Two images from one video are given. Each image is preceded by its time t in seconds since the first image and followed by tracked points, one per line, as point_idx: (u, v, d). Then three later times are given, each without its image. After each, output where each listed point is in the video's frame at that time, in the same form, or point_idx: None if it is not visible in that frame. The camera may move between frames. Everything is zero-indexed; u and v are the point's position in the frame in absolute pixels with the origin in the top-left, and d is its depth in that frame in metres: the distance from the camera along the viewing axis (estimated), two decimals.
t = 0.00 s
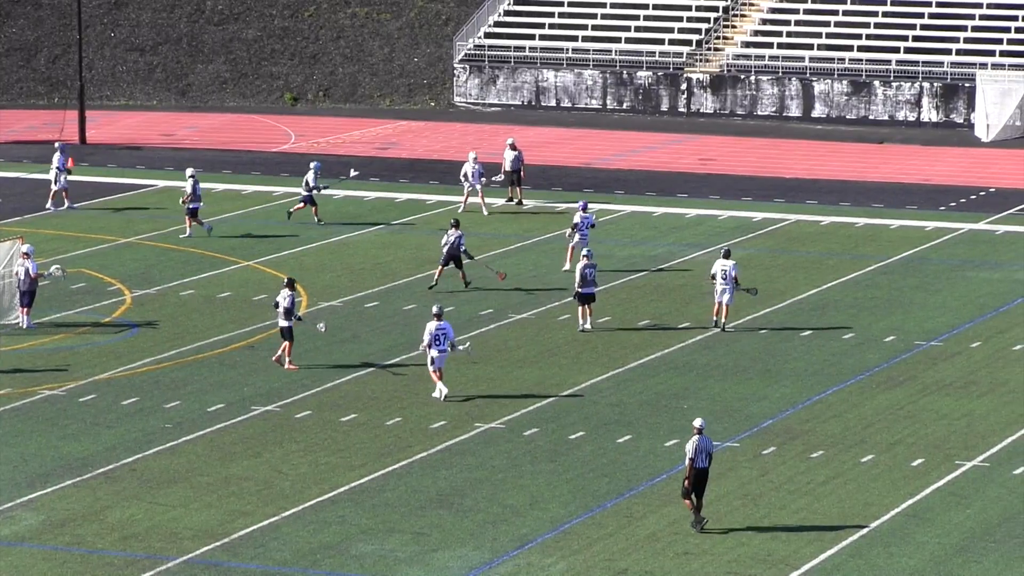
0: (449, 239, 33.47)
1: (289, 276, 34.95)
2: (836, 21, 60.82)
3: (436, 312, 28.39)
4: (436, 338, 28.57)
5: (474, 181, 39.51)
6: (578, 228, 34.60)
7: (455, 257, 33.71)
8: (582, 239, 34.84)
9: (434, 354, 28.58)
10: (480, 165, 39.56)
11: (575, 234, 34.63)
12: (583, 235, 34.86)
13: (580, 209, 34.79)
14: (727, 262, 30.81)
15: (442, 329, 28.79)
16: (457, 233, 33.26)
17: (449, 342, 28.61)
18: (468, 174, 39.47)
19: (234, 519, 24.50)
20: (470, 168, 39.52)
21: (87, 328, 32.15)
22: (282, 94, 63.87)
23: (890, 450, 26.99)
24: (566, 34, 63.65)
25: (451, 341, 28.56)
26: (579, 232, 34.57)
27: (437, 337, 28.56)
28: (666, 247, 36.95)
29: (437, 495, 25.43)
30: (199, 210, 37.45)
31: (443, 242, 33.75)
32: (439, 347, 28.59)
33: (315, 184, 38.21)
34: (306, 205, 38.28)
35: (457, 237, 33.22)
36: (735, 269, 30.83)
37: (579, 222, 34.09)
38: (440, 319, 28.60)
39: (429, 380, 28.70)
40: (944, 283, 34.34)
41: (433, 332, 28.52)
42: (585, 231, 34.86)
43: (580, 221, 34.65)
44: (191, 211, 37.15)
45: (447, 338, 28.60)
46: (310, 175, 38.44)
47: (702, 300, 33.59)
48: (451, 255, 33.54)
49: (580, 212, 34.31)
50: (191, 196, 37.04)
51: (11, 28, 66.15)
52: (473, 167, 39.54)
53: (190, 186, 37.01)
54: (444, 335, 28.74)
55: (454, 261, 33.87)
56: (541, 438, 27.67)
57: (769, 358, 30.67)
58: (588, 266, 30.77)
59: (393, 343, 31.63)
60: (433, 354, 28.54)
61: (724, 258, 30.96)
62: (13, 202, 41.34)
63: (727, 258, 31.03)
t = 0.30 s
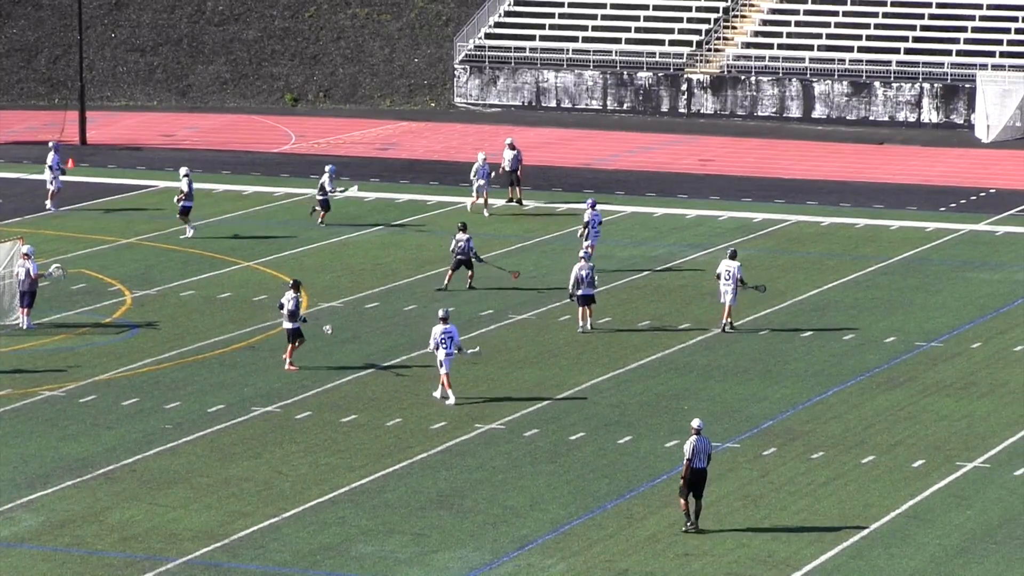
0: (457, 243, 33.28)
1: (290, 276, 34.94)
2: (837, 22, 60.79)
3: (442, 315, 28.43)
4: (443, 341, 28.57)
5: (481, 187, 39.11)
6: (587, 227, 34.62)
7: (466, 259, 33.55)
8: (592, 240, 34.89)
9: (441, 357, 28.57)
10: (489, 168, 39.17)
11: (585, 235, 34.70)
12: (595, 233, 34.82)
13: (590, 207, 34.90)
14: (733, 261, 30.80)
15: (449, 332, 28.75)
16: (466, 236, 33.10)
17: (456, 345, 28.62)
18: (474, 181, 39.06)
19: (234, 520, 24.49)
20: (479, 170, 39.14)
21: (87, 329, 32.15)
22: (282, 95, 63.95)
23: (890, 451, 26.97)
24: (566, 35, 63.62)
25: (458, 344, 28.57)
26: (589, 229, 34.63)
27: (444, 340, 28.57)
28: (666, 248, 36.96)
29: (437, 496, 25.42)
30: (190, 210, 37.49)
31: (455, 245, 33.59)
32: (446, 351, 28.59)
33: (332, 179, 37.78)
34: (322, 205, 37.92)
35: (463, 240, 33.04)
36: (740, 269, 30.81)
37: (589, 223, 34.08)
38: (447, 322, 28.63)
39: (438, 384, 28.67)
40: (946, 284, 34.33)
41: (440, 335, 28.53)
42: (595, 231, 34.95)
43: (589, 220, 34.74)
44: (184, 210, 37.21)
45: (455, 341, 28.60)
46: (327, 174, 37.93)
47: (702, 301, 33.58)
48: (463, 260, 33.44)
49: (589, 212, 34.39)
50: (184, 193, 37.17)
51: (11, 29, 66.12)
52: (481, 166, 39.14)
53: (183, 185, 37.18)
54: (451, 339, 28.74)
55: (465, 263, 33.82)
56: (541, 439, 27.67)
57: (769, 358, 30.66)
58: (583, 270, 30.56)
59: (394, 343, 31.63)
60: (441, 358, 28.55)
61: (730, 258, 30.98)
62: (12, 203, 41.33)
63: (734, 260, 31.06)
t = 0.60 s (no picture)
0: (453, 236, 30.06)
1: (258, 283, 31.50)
2: None
3: (436, 324, 25.09)
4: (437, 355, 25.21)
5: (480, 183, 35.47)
6: (607, 229, 31.11)
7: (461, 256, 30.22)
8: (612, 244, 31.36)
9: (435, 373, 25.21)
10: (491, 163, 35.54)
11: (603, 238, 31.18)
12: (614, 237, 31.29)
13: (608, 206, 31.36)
14: (764, 266, 27.27)
15: (444, 345, 25.37)
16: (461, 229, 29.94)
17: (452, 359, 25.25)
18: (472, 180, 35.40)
19: (187, 561, 21.07)
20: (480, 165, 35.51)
21: (28, 341, 28.73)
22: (250, 79, 60.90)
23: (936, 480, 23.55)
24: (568, 12, 60.01)
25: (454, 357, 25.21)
26: (608, 234, 31.12)
27: (438, 354, 25.20)
28: (677, 250, 33.51)
29: (420, 532, 22.00)
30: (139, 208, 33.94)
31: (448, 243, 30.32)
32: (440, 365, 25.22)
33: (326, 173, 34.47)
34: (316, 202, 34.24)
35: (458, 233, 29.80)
36: (771, 276, 27.25)
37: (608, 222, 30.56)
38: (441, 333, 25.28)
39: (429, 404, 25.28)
40: (994, 290, 30.91)
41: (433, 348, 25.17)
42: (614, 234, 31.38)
43: (608, 220, 31.22)
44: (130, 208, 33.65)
45: (450, 354, 25.24)
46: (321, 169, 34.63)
47: (718, 309, 30.15)
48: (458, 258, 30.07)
49: (608, 212, 30.74)
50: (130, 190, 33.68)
51: None
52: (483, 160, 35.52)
53: (128, 180, 33.70)
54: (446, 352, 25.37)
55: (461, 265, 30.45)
56: (539, 467, 24.25)
57: (797, 375, 27.21)
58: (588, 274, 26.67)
59: (373, 355, 28.24)
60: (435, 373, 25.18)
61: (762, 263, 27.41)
62: None
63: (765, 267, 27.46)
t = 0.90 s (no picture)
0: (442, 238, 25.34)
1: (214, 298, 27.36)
2: None
3: (427, 347, 20.96)
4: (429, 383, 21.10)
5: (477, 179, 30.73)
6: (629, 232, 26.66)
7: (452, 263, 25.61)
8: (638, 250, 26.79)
9: (425, 403, 21.12)
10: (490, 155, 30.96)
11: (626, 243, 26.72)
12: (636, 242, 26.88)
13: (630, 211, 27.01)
14: (809, 274, 23.28)
15: (436, 369, 21.18)
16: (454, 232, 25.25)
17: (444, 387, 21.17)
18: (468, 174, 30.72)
19: None
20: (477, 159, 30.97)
21: None
22: (201, 58, 53.79)
23: (1001, 525, 19.63)
24: None
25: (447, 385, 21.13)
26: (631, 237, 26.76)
27: (429, 382, 21.08)
28: (695, 254, 29.33)
29: None
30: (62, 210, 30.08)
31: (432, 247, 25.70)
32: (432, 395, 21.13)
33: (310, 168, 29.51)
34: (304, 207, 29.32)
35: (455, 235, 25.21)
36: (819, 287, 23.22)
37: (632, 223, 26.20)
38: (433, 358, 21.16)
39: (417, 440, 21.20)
40: None
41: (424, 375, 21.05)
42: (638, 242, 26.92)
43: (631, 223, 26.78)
44: (51, 211, 29.70)
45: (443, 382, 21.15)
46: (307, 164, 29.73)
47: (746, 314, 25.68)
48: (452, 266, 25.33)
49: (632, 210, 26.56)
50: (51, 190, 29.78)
51: None
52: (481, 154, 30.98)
53: (49, 179, 29.80)
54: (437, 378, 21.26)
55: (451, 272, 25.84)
56: (538, 511, 20.30)
57: (838, 400, 23.19)
58: (598, 287, 22.75)
59: (339, 368, 23.71)
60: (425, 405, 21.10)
61: (806, 275, 23.40)
62: None
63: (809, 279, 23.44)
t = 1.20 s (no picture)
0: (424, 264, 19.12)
1: (114, 279, 21.37)
2: None
3: (418, 397, 15.27)
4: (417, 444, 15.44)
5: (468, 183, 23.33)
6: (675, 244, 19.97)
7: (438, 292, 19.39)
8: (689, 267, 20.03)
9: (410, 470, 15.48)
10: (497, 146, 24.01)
11: (670, 260, 19.99)
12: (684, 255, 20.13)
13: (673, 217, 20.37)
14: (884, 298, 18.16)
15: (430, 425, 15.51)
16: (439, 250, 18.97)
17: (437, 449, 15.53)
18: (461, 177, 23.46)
19: None
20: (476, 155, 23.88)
21: None
22: (122, 35, 47.51)
23: None
24: None
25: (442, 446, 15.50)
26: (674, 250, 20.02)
27: (418, 442, 15.42)
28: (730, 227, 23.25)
29: None
30: None
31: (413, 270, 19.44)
32: (421, 459, 15.49)
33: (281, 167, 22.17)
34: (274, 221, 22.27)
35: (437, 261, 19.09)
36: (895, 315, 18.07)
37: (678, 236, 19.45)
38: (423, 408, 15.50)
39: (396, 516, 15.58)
40: None
41: (412, 432, 15.39)
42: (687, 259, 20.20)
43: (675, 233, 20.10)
44: None
45: (436, 443, 15.51)
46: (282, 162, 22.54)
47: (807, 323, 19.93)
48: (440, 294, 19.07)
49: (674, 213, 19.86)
50: None
51: None
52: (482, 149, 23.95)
53: None
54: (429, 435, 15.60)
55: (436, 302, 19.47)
56: None
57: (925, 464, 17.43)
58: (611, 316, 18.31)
59: (285, 414, 18.60)
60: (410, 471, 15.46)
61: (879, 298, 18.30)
62: None
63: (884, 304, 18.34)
